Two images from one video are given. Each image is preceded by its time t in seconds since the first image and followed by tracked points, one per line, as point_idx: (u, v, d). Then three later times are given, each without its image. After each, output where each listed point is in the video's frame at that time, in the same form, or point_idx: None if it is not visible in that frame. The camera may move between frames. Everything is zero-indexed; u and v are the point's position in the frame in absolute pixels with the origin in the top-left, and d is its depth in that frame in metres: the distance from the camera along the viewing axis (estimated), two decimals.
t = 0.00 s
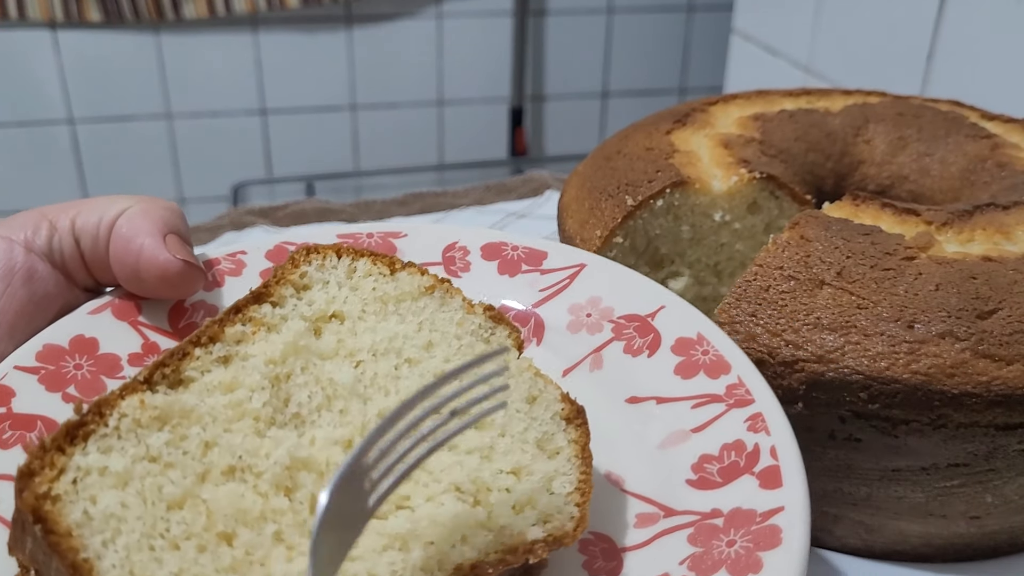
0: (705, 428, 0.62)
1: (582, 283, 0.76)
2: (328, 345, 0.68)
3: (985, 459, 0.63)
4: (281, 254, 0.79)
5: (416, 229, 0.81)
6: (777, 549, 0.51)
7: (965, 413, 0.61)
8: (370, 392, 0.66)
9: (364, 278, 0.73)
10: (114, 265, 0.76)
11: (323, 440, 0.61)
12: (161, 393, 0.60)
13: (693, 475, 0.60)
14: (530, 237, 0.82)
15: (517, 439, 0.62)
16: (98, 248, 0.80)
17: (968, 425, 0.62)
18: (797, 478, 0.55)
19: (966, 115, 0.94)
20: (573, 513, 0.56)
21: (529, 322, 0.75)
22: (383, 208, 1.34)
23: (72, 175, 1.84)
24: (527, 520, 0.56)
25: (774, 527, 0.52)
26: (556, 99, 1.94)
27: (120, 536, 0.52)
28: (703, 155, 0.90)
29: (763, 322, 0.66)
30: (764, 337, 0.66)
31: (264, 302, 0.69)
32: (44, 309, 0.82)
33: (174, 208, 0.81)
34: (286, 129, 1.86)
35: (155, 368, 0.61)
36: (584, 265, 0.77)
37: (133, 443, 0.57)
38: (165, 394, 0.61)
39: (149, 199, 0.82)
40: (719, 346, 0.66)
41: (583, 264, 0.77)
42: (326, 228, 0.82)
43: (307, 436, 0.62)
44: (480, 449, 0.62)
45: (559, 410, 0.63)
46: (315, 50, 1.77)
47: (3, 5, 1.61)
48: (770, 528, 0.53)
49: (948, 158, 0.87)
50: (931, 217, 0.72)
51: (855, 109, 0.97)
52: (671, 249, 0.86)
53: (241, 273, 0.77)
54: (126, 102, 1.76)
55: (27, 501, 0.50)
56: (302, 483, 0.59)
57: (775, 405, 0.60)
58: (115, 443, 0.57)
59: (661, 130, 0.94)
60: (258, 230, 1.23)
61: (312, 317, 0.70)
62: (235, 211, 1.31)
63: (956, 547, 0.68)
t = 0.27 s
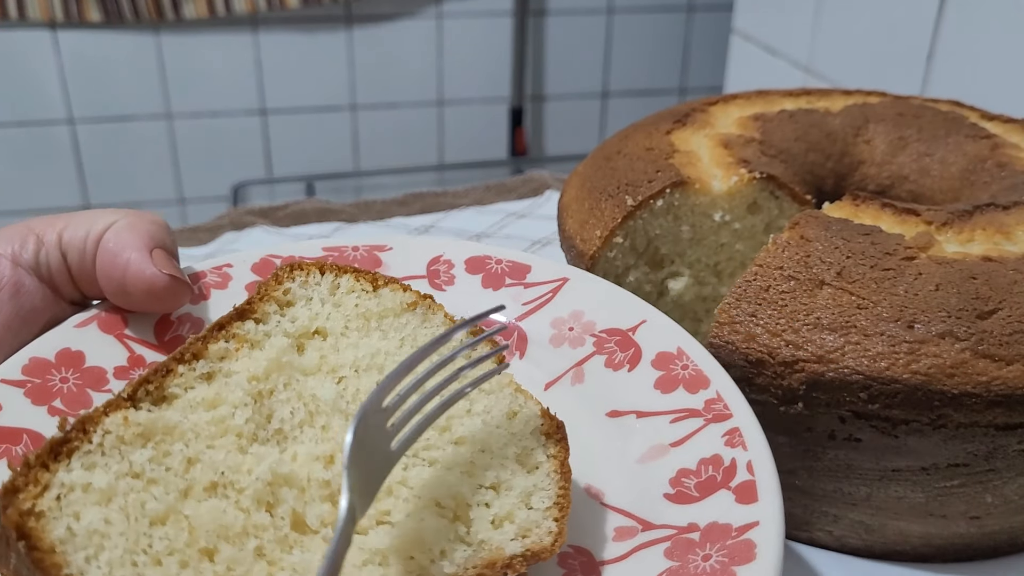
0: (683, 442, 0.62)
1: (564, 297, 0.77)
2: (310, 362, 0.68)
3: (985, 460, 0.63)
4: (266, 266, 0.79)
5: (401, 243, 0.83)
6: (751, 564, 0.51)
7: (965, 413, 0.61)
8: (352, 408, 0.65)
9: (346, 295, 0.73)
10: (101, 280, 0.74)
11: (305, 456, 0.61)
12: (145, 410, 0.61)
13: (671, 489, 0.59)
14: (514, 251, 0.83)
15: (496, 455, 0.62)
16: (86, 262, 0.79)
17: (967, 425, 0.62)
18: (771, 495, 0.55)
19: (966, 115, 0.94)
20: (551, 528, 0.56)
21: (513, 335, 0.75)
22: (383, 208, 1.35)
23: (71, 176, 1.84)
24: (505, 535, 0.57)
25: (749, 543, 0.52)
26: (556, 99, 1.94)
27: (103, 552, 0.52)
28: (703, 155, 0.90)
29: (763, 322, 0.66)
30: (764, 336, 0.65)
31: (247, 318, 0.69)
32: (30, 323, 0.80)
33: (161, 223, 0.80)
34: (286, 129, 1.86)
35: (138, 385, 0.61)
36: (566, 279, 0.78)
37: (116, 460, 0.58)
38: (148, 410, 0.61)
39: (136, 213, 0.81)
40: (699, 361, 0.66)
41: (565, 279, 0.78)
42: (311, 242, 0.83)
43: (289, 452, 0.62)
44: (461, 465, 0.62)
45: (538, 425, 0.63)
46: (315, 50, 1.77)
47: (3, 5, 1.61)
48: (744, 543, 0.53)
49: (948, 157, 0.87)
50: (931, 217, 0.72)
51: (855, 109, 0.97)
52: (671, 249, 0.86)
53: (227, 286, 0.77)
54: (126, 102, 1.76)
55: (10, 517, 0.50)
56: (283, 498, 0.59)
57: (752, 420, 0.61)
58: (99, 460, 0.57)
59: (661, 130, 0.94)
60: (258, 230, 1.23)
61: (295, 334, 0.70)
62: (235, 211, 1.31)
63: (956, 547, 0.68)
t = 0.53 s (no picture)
0: (670, 450, 0.62)
1: (554, 302, 0.76)
2: (295, 370, 0.68)
3: (985, 460, 0.63)
4: (257, 272, 0.79)
5: (392, 248, 0.83)
6: (734, 573, 0.51)
7: (965, 413, 0.61)
8: (336, 417, 0.66)
9: (332, 302, 0.72)
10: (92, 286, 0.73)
11: (288, 466, 0.62)
12: (128, 419, 0.61)
13: (657, 497, 0.60)
14: (505, 257, 0.83)
15: (480, 464, 0.63)
16: (77, 268, 0.78)
17: (967, 425, 0.62)
18: (755, 504, 0.55)
19: (966, 115, 0.94)
20: (533, 536, 0.57)
21: (502, 340, 0.76)
22: (383, 208, 1.35)
23: (71, 176, 1.84)
24: (487, 544, 0.57)
25: (732, 552, 0.52)
26: (556, 99, 1.94)
27: (84, 563, 0.52)
28: (703, 155, 0.90)
29: (763, 322, 0.66)
30: (764, 336, 0.65)
31: (232, 327, 0.69)
32: (21, 330, 0.79)
33: (152, 229, 0.79)
34: (286, 129, 1.86)
35: (122, 394, 0.61)
36: (557, 284, 0.78)
37: (99, 469, 0.57)
38: (132, 420, 0.61)
39: (128, 219, 0.80)
40: (687, 367, 0.67)
41: (556, 284, 0.78)
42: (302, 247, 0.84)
43: (273, 461, 0.62)
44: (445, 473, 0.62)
45: (524, 433, 0.63)
46: (315, 50, 1.77)
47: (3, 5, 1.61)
48: (727, 552, 0.53)
49: (948, 158, 0.87)
50: (931, 217, 0.72)
51: (855, 109, 0.97)
52: (671, 249, 0.86)
53: (218, 291, 0.77)
54: (126, 102, 1.76)
55: None
56: (265, 507, 0.59)
57: (738, 428, 0.60)
58: (82, 469, 0.57)
59: (661, 130, 0.94)
60: (258, 230, 1.23)
61: (280, 342, 0.69)
62: (235, 211, 1.31)
63: (956, 547, 0.68)
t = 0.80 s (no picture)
0: (664, 457, 0.62)
1: (549, 309, 0.76)
2: (291, 374, 0.68)
3: (985, 460, 0.63)
4: (255, 276, 0.79)
5: (390, 253, 0.83)
6: None
7: (965, 413, 0.61)
8: (331, 422, 0.65)
9: (329, 308, 0.73)
10: (87, 288, 0.73)
11: (282, 469, 0.61)
12: (123, 421, 0.61)
13: (649, 505, 0.60)
14: (502, 262, 0.83)
15: (474, 470, 0.63)
16: (73, 271, 0.78)
17: (967, 425, 0.62)
18: (747, 514, 0.55)
19: (966, 115, 0.94)
20: (525, 543, 0.57)
21: (497, 346, 0.75)
22: (383, 209, 1.35)
23: (71, 176, 1.84)
24: (479, 550, 0.57)
25: (722, 561, 0.53)
26: (556, 100, 1.94)
27: (76, 564, 0.52)
28: (703, 155, 0.90)
29: (763, 322, 0.66)
30: (764, 336, 0.65)
31: (228, 330, 0.69)
32: (18, 332, 0.79)
33: (149, 231, 0.79)
34: (286, 129, 1.86)
35: (117, 396, 0.61)
36: (552, 291, 0.78)
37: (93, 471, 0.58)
38: (126, 422, 0.61)
39: (125, 221, 0.80)
40: (681, 376, 0.67)
41: (552, 291, 0.78)
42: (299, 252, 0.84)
43: (266, 464, 0.62)
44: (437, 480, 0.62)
45: (519, 440, 0.63)
46: (315, 50, 1.77)
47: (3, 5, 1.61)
48: (718, 560, 0.53)
49: (948, 158, 0.87)
50: (931, 217, 0.72)
51: (855, 108, 0.97)
52: (671, 249, 0.86)
53: (216, 295, 0.77)
54: (125, 102, 1.76)
55: None
56: (258, 511, 0.59)
57: (731, 437, 0.60)
58: (75, 471, 0.57)
59: (662, 130, 0.94)
60: (258, 230, 1.24)
61: (276, 346, 0.69)
62: (235, 211, 1.31)
63: (956, 547, 0.68)
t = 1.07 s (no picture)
0: (658, 456, 0.62)
1: (546, 309, 0.76)
2: (286, 375, 0.68)
3: (985, 460, 0.63)
4: (253, 275, 0.79)
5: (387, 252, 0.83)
6: None
7: (965, 413, 0.61)
8: (327, 423, 0.65)
9: (324, 309, 0.72)
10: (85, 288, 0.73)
11: (277, 469, 0.61)
12: (117, 420, 0.61)
13: (642, 504, 0.60)
14: (499, 262, 0.82)
15: (464, 470, 0.63)
16: (70, 271, 0.78)
17: (967, 425, 0.62)
18: (740, 513, 0.55)
19: (966, 115, 0.94)
20: (517, 541, 0.57)
21: (493, 345, 0.76)
22: (383, 209, 1.35)
23: (71, 176, 1.84)
24: (471, 548, 0.57)
25: (714, 560, 0.53)
26: (556, 100, 1.94)
27: (69, 562, 0.52)
28: (702, 155, 0.90)
29: (763, 322, 0.66)
30: (764, 336, 0.65)
31: (223, 330, 0.69)
32: (15, 331, 0.79)
33: (147, 233, 0.79)
34: (286, 129, 1.86)
35: (112, 395, 0.61)
36: (547, 291, 0.77)
37: (87, 469, 0.58)
38: (121, 421, 0.61)
39: (122, 222, 0.80)
40: (675, 376, 0.67)
41: (547, 291, 0.77)
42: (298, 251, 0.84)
43: (261, 463, 0.62)
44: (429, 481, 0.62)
45: (510, 439, 0.63)
46: (315, 50, 1.77)
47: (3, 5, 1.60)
48: (709, 559, 0.53)
49: (948, 158, 0.87)
50: (931, 217, 0.73)
51: (855, 108, 0.97)
52: (671, 249, 0.86)
53: (213, 294, 0.77)
54: (126, 102, 1.76)
55: None
56: (252, 509, 0.59)
57: (724, 437, 0.60)
58: (69, 469, 0.57)
59: (662, 130, 0.94)
60: (258, 230, 1.24)
61: (271, 346, 0.69)
62: (235, 211, 1.31)
63: (956, 547, 0.68)
